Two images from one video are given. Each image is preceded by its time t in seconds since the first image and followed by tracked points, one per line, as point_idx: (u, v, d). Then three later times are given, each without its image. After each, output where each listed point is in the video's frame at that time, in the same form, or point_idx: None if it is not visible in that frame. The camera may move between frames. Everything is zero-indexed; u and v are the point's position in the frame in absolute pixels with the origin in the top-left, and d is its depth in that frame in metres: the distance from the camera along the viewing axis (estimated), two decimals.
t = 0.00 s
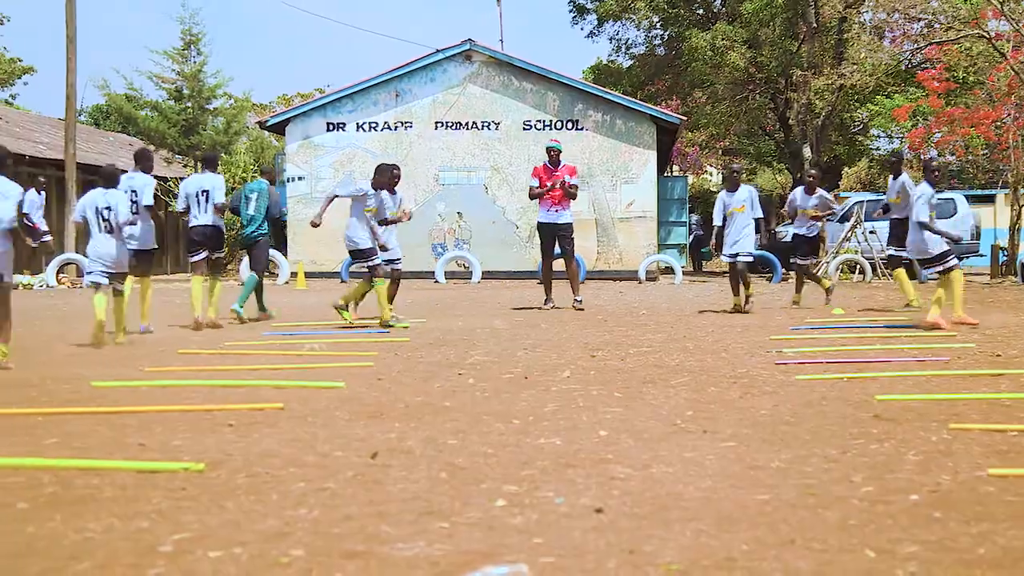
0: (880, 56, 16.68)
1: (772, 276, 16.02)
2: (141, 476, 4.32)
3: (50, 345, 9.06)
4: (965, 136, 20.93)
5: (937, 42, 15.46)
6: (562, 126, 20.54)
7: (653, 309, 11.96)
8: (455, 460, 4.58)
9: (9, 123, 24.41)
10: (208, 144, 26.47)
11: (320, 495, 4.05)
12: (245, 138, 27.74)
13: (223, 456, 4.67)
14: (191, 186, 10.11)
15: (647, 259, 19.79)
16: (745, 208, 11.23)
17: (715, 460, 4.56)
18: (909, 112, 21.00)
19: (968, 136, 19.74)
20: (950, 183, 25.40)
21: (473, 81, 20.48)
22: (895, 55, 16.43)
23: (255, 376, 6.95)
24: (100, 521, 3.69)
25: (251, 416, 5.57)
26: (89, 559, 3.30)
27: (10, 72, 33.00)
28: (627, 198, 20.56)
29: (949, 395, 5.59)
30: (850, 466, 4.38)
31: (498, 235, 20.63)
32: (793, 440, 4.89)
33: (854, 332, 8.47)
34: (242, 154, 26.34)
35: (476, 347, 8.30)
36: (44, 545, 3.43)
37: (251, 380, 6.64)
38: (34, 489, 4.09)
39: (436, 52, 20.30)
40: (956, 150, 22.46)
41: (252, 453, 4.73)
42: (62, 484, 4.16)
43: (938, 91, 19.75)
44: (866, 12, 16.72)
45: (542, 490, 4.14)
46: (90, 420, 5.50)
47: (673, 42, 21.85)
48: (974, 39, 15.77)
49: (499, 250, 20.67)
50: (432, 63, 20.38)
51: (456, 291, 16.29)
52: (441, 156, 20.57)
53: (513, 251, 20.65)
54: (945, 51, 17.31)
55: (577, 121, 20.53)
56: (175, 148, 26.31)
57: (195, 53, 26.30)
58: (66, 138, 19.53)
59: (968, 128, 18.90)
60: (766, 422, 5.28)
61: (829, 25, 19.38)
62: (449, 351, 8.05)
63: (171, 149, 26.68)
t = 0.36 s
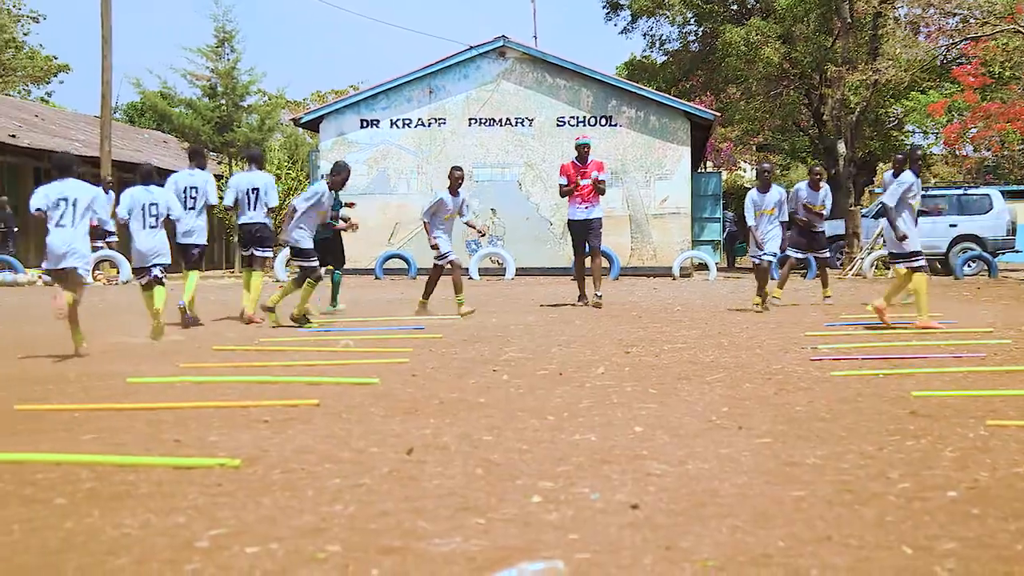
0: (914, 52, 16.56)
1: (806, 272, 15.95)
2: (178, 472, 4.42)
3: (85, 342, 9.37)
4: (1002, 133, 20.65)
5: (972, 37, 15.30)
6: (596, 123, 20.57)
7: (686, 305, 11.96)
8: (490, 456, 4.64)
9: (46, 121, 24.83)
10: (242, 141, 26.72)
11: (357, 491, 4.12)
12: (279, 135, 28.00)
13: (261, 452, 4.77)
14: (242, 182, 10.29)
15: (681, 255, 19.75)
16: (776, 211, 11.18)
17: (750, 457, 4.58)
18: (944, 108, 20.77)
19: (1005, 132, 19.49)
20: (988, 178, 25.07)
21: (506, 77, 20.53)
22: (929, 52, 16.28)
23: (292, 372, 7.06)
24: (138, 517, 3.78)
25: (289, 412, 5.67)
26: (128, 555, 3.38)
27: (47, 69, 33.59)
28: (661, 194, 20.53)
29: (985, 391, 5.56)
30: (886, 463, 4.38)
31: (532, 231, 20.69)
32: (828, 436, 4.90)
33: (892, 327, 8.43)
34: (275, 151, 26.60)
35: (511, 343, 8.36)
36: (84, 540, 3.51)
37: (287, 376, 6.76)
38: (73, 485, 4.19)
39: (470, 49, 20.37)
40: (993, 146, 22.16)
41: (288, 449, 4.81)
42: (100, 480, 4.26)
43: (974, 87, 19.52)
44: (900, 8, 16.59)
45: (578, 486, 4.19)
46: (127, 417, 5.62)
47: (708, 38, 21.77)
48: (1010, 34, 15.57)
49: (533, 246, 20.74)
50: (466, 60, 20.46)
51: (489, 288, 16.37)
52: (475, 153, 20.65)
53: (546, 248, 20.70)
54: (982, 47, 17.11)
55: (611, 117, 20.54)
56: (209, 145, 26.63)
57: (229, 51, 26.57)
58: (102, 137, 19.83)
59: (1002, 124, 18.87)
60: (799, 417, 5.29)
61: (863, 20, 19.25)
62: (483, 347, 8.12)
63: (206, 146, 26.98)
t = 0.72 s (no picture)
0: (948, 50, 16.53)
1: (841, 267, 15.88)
2: (215, 470, 4.51)
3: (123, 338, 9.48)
4: None
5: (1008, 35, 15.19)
6: (629, 120, 20.57)
7: (719, 303, 11.97)
8: (523, 454, 4.70)
9: (80, 119, 25.21)
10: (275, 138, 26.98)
11: (391, 489, 4.19)
12: (313, 133, 28.26)
13: (295, 450, 4.86)
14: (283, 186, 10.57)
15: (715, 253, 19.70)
16: (815, 210, 11.22)
17: (784, 455, 4.60)
18: (980, 106, 20.56)
19: None
20: None
21: (539, 74, 20.59)
22: (963, 49, 16.27)
23: (324, 370, 7.17)
24: (174, 514, 3.86)
25: (324, 410, 5.76)
26: (163, 551, 3.45)
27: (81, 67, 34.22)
28: (694, 192, 20.49)
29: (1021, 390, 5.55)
30: (919, 461, 4.40)
31: (564, 228, 20.74)
32: (859, 434, 4.91)
33: (929, 326, 8.39)
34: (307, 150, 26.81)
35: (544, 341, 8.42)
36: (121, 536, 3.59)
37: (321, 374, 6.87)
38: (108, 482, 4.28)
39: (502, 47, 20.44)
40: None
41: (322, 447, 4.90)
42: (136, 477, 4.36)
43: (1010, 84, 19.29)
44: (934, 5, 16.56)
45: (611, 484, 4.23)
46: (161, 415, 5.73)
47: (741, 35, 21.69)
48: None
49: (566, 244, 20.76)
50: (498, 58, 20.54)
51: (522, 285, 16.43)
52: (507, 151, 20.70)
53: (579, 246, 20.73)
54: (1018, 43, 16.95)
55: (643, 115, 20.54)
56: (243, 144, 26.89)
57: (262, 50, 26.87)
58: (135, 136, 20.09)
59: None
60: (832, 416, 5.31)
61: (898, 17, 19.18)
62: (517, 345, 8.18)
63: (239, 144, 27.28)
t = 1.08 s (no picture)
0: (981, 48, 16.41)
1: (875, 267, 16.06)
2: (249, 470, 4.59)
3: (157, 337, 9.71)
4: None
5: None
6: (660, 120, 20.57)
7: (750, 302, 11.96)
8: (555, 454, 4.75)
9: (113, 121, 25.59)
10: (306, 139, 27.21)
11: (424, 489, 4.26)
12: (344, 133, 28.48)
13: (327, 450, 4.94)
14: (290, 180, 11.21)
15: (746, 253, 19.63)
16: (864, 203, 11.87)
17: (816, 455, 4.62)
18: (1014, 104, 20.35)
19: None
20: None
21: (570, 74, 20.63)
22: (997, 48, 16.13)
23: (356, 370, 7.27)
24: (207, 514, 3.93)
25: (356, 410, 5.84)
26: (195, 550, 3.51)
27: (114, 69, 34.68)
28: (726, 191, 20.42)
29: None
30: (952, 462, 4.41)
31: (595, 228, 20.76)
32: (892, 434, 4.92)
33: (963, 324, 8.36)
34: (337, 149, 27.01)
35: (574, 341, 8.47)
36: (155, 535, 3.66)
37: (352, 374, 6.97)
38: (142, 482, 4.36)
39: (533, 47, 20.50)
40: None
41: (355, 447, 4.97)
42: (169, 477, 4.44)
43: None
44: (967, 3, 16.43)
45: (642, 485, 4.27)
46: (194, 415, 5.82)
47: (772, 34, 21.62)
48: None
49: (596, 244, 20.79)
50: (529, 58, 20.60)
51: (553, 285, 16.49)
52: (538, 151, 20.75)
53: (610, 245, 20.75)
54: None
55: (674, 114, 20.53)
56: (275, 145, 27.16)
57: (294, 51, 27.11)
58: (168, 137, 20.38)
59: None
60: (864, 416, 5.31)
61: (930, 15, 19.07)
62: (548, 345, 8.23)
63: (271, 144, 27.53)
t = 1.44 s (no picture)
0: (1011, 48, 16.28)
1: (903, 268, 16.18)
2: (276, 470, 4.68)
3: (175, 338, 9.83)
4: None
5: None
6: (686, 120, 20.56)
7: (777, 301, 11.96)
8: (581, 454, 4.81)
9: (140, 121, 25.88)
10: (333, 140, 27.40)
11: (451, 489, 4.33)
12: (370, 134, 28.66)
13: (354, 450, 5.02)
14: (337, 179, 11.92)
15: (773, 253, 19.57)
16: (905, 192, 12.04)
17: (843, 455, 4.64)
18: None
19: None
20: None
21: (596, 74, 20.66)
22: None
23: (382, 370, 7.36)
24: (234, 513, 4.00)
25: (383, 410, 5.92)
26: (223, 550, 3.57)
27: (140, 70, 35.03)
28: (752, 191, 20.38)
29: None
30: (979, 463, 4.43)
31: (621, 228, 20.77)
32: (918, 434, 4.94)
33: (992, 324, 8.34)
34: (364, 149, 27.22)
35: (600, 341, 8.53)
36: (182, 535, 3.73)
37: (378, 374, 7.06)
38: (171, 482, 4.45)
39: (560, 47, 20.54)
40: None
41: (381, 447, 5.05)
42: (196, 477, 4.53)
43: None
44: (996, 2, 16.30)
45: (669, 485, 4.31)
46: (222, 415, 5.92)
47: (798, 33, 21.53)
48: None
49: (623, 244, 20.80)
50: (556, 58, 20.63)
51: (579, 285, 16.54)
52: (564, 151, 20.79)
53: (636, 246, 20.76)
54: None
55: (701, 114, 20.52)
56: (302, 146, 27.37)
57: (320, 51, 27.29)
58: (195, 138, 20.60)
59: None
60: (891, 416, 5.33)
61: (959, 14, 18.93)
62: (574, 345, 8.29)
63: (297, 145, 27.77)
